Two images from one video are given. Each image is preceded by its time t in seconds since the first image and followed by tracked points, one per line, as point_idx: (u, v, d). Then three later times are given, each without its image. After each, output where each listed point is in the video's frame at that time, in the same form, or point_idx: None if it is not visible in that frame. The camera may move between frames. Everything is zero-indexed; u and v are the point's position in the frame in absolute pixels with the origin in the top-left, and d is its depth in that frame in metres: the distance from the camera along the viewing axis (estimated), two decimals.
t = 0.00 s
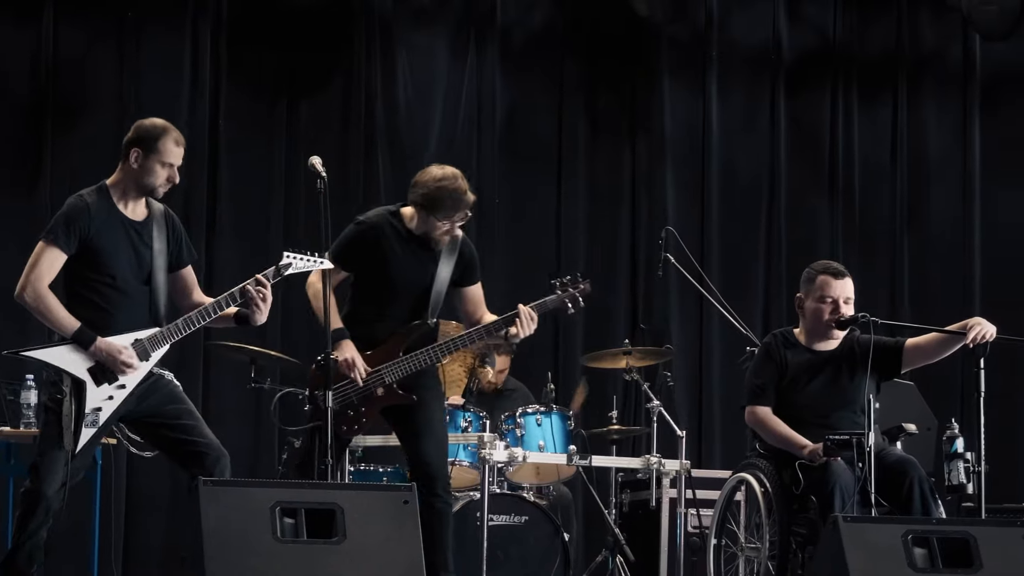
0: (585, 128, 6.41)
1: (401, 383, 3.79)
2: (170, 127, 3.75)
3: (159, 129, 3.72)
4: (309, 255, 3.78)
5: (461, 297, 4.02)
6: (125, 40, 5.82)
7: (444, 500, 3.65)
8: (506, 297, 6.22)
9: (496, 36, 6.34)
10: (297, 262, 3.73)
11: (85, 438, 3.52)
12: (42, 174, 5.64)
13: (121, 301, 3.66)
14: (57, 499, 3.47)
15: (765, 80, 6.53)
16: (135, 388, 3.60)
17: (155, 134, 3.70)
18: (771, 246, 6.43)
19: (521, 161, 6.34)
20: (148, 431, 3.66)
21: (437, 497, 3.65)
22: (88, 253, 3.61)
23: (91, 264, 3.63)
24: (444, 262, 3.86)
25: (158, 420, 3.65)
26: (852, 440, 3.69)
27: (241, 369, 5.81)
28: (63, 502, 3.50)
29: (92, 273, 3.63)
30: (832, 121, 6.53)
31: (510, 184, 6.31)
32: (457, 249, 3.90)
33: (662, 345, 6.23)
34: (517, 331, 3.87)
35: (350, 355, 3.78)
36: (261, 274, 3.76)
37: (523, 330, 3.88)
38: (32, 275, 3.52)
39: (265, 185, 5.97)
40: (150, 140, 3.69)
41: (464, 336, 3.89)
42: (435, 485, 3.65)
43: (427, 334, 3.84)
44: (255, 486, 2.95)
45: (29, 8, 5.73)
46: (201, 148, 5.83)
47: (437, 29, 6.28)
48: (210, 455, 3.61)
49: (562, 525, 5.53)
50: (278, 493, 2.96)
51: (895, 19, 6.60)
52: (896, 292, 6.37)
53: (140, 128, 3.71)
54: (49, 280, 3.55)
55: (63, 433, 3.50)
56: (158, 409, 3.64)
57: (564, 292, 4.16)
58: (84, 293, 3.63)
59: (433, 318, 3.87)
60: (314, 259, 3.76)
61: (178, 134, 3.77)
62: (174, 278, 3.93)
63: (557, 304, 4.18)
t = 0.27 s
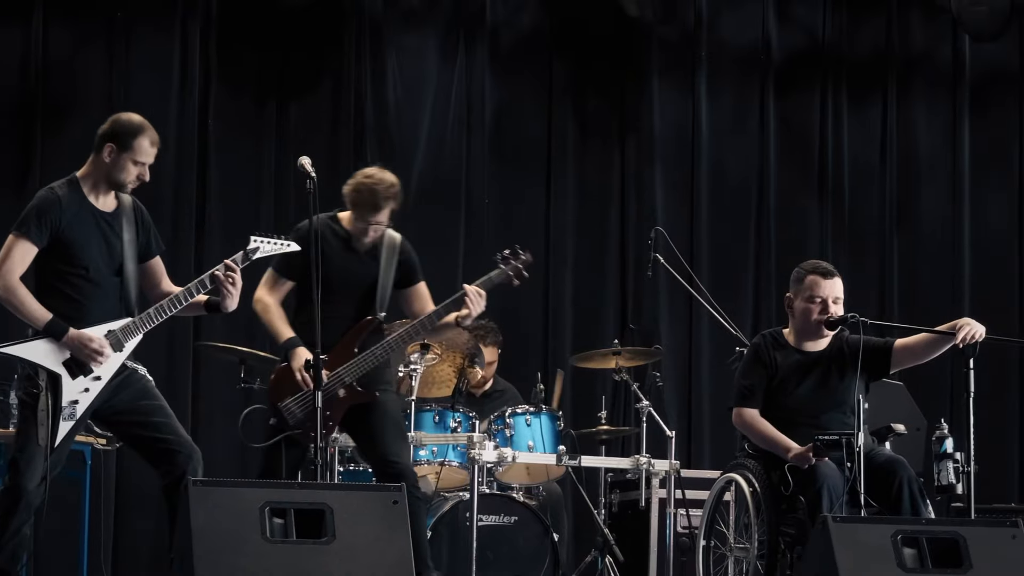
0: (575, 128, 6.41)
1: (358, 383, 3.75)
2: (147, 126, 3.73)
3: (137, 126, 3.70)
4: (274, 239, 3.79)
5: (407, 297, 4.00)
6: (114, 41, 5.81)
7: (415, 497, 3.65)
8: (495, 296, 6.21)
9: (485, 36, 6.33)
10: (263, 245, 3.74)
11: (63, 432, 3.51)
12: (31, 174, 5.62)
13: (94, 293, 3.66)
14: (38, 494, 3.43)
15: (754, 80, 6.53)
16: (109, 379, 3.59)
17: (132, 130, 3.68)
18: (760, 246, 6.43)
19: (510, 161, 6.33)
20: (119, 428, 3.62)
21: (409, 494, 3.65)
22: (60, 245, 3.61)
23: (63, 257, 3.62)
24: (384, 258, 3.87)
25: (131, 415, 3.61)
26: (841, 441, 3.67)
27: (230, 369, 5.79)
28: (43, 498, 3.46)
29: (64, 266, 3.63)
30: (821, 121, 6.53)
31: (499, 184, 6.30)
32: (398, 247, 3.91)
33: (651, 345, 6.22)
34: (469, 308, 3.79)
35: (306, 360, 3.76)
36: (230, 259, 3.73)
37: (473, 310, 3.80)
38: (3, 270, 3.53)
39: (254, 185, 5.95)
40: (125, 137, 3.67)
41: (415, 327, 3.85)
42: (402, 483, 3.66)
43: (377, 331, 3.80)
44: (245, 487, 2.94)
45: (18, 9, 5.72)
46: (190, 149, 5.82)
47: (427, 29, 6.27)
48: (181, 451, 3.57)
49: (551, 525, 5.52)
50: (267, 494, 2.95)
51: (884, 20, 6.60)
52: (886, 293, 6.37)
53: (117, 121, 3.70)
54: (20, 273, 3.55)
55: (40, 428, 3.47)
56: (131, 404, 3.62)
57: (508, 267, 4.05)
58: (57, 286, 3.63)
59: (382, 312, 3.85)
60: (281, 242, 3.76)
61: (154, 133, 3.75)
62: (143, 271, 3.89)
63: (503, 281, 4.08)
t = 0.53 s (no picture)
0: (564, 128, 6.39)
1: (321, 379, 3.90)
2: (116, 130, 3.67)
3: (105, 131, 3.64)
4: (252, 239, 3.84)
5: (355, 293, 4.22)
6: (103, 41, 5.78)
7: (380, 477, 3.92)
8: (484, 296, 6.20)
9: (474, 36, 6.31)
10: (244, 243, 3.78)
11: (47, 432, 3.49)
12: (19, 175, 5.59)
13: (73, 296, 3.65)
14: (23, 494, 3.41)
15: (744, 80, 6.53)
16: (93, 379, 3.58)
17: (98, 136, 3.63)
18: (749, 246, 6.43)
19: (499, 161, 6.32)
20: (105, 429, 3.60)
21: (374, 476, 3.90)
22: (37, 247, 3.60)
23: (41, 258, 3.61)
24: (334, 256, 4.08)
25: (116, 416, 3.60)
26: (830, 441, 3.65)
27: (218, 369, 5.76)
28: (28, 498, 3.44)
29: (42, 268, 3.62)
30: (811, 120, 6.53)
31: (488, 183, 6.30)
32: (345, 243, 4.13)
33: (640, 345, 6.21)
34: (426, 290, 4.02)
35: (269, 356, 3.86)
36: (211, 259, 3.73)
37: (431, 293, 4.03)
38: None
39: (243, 185, 5.92)
40: (92, 143, 3.63)
41: (372, 317, 4.04)
42: (368, 466, 3.90)
43: (333, 326, 3.98)
44: (234, 486, 2.93)
45: (6, 9, 5.69)
46: (179, 149, 5.79)
47: (416, 29, 6.26)
48: (167, 451, 3.56)
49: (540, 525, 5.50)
50: (257, 494, 2.94)
51: (873, 19, 6.61)
52: (875, 293, 6.37)
53: (89, 125, 3.64)
54: None
55: (24, 428, 3.45)
56: (117, 404, 3.61)
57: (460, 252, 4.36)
58: (35, 287, 3.62)
59: (339, 305, 4.05)
60: (260, 242, 3.82)
61: (123, 141, 3.70)
62: (122, 271, 3.88)
63: (456, 266, 4.41)
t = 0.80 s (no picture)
0: (553, 128, 6.39)
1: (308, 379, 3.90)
2: (103, 138, 3.60)
3: (92, 139, 3.58)
4: (246, 242, 3.77)
5: (331, 301, 4.16)
6: (93, 41, 5.75)
7: (368, 476, 3.91)
8: (474, 297, 6.19)
9: (463, 36, 6.30)
10: (240, 246, 3.71)
11: (41, 431, 3.48)
12: (9, 176, 5.56)
13: (69, 295, 3.64)
14: (15, 493, 3.41)
15: (733, 80, 6.53)
16: (87, 379, 3.57)
17: (84, 144, 3.57)
18: (739, 246, 6.43)
19: (488, 161, 6.31)
20: (99, 429, 3.60)
21: (363, 475, 3.89)
22: (34, 246, 3.59)
23: (37, 257, 3.60)
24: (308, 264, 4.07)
25: (111, 416, 3.59)
26: (820, 441, 3.69)
27: (207, 369, 5.74)
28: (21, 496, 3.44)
29: (38, 268, 3.61)
30: (800, 120, 6.53)
31: (478, 184, 6.29)
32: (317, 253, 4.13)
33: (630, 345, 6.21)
34: (402, 287, 4.02)
35: (253, 359, 3.86)
36: (205, 263, 3.67)
37: (406, 289, 4.03)
38: None
39: (232, 185, 5.90)
40: (78, 151, 3.58)
41: (354, 315, 4.02)
42: (357, 464, 3.90)
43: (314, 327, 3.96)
44: (223, 486, 2.90)
45: None
46: (169, 149, 5.77)
47: (405, 29, 6.25)
48: (160, 452, 3.56)
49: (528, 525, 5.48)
50: (246, 494, 2.92)
51: (863, 19, 6.60)
52: (864, 293, 6.37)
53: (78, 133, 3.59)
54: None
55: (18, 427, 3.43)
56: (111, 405, 3.60)
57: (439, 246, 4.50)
58: (32, 286, 3.61)
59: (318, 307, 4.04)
60: (256, 245, 3.75)
61: (111, 150, 3.61)
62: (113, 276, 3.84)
63: (433, 260, 4.53)
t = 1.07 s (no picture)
0: (543, 128, 6.38)
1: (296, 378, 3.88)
2: (102, 142, 3.61)
3: (89, 144, 3.59)
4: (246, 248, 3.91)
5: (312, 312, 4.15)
6: (82, 41, 5.72)
7: (358, 477, 3.87)
8: (463, 297, 6.18)
9: (452, 37, 6.31)
10: (239, 253, 3.86)
11: (33, 435, 3.48)
12: None
13: (62, 297, 3.64)
14: (7, 496, 3.39)
15: (722, 80, 6.53)
16: (81, 383, 3.57)
17: (81, 149, 3.58)
18: (728, 246, 6.43)
19: (477, 161, 6.30)
20: (94, 430, 3.59)
21: (353, 476, 3.85)
22: (29, 249, 3.59)
23: (31, 260, 3.61)
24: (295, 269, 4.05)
25: (105, 417, 3.58)
26: (809, 440, 3.69)
27: (195, 370, 5.72)
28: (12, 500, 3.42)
29: (32, 271, 3.61)
30: (789, 120, 6.52)
31: (467, 184, 6.28)
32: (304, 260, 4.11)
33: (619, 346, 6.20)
34: (366, 310, 3.97)
35: (241, 357, 3.86)
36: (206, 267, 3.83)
37: (370, 313, 3.99)
38: None
39: (221, 185, 5.88)
40: (76, 156, 3.59)
41: (327, 327, 4.02)
42: (346, 464, 3.86)
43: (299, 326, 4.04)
44: (213, 485, 2.90)
45: None
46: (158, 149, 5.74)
47: (394, 29, 6.24)
48: (154, 452, 3.54)
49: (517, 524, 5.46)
50: (236, 494, 2.91)
51: (852, 19, 6.60)
52: (853, 293, 6.38)
53: (75, 138, 3.60)
54: None
55: (11, 431, 3.42)
56: (105, 406, 3.59)
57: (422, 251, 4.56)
58: (26, 290, 3.61)
59: (305, 307, 4.04)
60: (255, 251, 3.89)
61: (107, 154, 3.62)
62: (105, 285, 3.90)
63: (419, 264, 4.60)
